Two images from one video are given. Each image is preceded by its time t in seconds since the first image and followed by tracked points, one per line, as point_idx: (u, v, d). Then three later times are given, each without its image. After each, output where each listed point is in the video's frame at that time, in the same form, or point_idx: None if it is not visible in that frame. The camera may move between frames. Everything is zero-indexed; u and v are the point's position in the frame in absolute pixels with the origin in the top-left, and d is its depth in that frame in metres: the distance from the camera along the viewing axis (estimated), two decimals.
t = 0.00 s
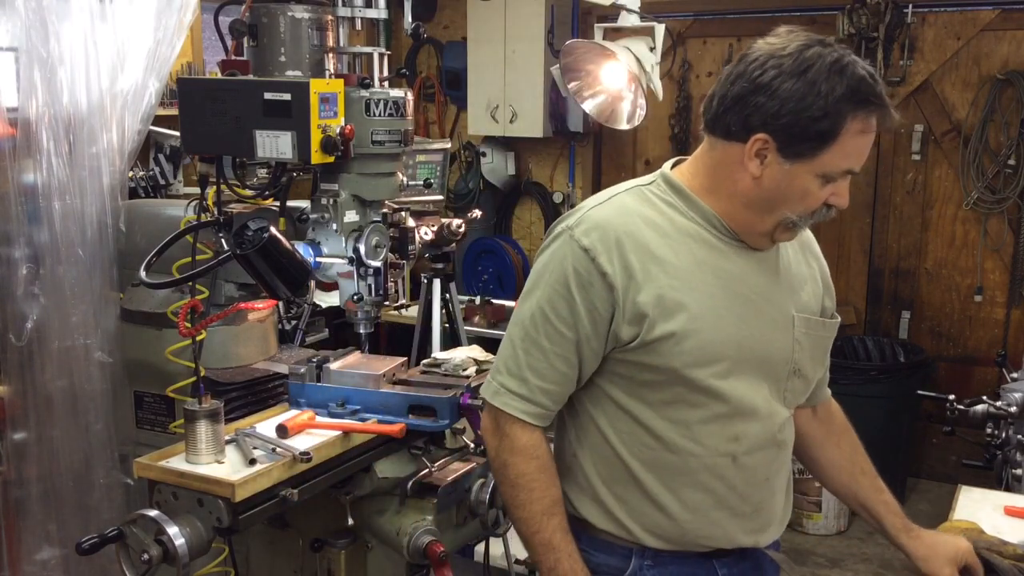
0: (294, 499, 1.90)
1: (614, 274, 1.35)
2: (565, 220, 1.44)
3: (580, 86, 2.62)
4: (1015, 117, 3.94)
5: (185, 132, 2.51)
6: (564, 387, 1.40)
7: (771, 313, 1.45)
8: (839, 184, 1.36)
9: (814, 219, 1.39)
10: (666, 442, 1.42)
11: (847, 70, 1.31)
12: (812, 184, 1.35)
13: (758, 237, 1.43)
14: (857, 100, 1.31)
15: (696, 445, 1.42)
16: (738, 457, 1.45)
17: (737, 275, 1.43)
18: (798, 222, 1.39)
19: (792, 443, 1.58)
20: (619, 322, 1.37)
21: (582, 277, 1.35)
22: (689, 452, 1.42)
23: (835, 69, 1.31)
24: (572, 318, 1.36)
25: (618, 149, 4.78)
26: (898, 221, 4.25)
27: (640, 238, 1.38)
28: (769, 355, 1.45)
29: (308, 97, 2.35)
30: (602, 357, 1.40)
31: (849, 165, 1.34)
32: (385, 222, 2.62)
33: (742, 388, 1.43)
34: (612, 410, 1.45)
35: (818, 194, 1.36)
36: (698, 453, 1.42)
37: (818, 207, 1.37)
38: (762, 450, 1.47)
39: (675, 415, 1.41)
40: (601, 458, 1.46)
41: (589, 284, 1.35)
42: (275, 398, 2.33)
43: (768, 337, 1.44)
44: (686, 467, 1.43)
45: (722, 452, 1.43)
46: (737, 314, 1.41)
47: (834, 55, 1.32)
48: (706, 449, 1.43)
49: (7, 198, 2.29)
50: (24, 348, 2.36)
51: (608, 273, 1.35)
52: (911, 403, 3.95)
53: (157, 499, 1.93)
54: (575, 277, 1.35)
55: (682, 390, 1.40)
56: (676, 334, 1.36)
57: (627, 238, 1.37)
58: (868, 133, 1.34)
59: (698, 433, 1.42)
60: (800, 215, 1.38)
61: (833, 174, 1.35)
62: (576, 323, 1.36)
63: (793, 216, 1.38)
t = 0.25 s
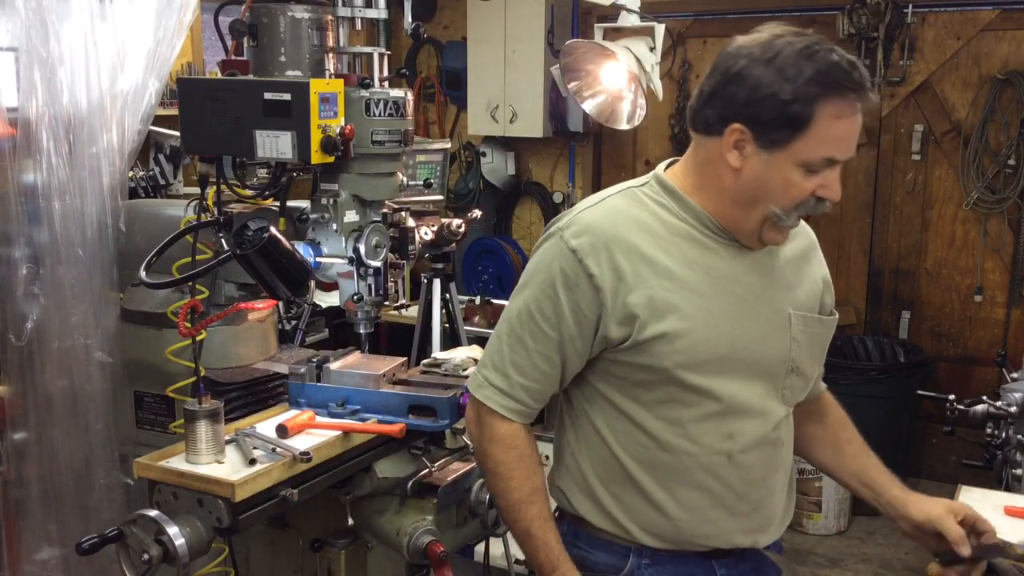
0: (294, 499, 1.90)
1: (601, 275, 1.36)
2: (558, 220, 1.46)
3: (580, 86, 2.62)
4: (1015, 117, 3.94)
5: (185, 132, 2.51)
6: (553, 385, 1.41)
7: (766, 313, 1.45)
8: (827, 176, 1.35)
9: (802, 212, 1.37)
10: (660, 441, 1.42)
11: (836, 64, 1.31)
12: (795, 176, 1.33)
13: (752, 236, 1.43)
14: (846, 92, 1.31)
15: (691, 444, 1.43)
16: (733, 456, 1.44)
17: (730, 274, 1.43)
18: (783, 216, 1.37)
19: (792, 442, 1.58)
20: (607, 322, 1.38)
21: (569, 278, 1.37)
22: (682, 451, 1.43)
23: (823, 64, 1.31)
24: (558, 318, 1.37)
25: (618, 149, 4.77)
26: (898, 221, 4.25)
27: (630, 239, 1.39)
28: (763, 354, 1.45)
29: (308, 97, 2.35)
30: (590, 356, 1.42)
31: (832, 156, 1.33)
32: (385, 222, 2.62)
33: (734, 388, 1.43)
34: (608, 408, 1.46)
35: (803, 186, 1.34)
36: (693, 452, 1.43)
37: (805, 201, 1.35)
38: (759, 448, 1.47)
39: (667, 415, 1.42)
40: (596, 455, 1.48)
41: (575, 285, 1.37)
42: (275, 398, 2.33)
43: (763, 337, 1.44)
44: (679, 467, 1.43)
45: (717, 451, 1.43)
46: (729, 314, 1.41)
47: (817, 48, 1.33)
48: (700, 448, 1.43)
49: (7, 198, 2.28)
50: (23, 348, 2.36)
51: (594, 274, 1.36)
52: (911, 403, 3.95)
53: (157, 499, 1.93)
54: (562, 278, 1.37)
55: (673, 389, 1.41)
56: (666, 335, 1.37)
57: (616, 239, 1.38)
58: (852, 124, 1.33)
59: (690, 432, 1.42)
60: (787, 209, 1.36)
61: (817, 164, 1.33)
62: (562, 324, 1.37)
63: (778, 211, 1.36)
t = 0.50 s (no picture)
0: (293, 499, 1.90)
1: (582, 267, 1.40)
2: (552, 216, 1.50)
3: (580, 86, 2.62)
4: (1015, 117, 3.94)
5: (185, 132, 2.51)
6: (547, 377, 1.45)
7: (748, 310, 1.44)
8: (786, 162, 1.33)
9: (766, 203, 1.35)
10: (638, 433, 1.44)
11: (798, 57, 1.32)
12: (756, 165, 1.33)
13: (736, 232, 1.42)
14: (810, 82, 1.32)
15: (667, 438, 1.44)
16: (710, 452, 1.44)
17: (712, 271, 1.43)
18: (744, 204, 1.36)
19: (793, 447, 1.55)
20: (589, 314, 1.41)
21: (554, 271, 1.41)
22: (658, 445, 1.44)
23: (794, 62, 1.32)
24: (544, 310, 1.41)
25: (618, 149, 4.77)
26: (898, 221, 4.25)
27: (613, 232, 1.42)
28: (745, 352, 1.44)
29: (308, 97, 2.35)
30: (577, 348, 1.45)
31: (790, 143, 1.32)
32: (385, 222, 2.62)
33: (712, 386, 1.42)
34: (593, 399, 1.48)
35: (760, 174, 1.33)
36: (668, 446, 1.43)
37: (767, 190, 1.34)
38: (740, 447, 1.46)
39: (646, 408, 1.44)
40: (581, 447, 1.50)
41: (559, 278, 1.41)
42: (275, 398, 2.33)
43: (745, 334, 1.43)
44: (655, 461, 1.45)
45: (693, 446, 1.44)
46: (708, 309, 1.42)
47: (786, 41, 1.34)
48: (676, 443, 1.44)
49: (7, 198, 2.28)
50: (24, 348, 2.36)
51: (576, 267, 1.40)
52: (911, 403, 3.95)
53: (157, 499, 1.93)
54: (547, 271, 1.41)
55: (650, 381, 1.42)
56: (640, 328, 1.39)
57: (597, 232, 1.41)
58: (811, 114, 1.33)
59: (669, 426, 1.44)
60: (748, 198, 1.35)
61: (774, 150, 1.32)
62: (547, 316, 1.41)
63: (738, 202, 1.36)
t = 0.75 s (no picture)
0: (293, 499, 1.90)
1: (550, 264, 1.37)
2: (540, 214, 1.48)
3: (579, 86, 2.61)
4: (1015, 117, 3.94)
5: (185, 133, 2.51)
6: (518, 373, 1.43)
7: (721, 304, 1.36)
8: (735, 140, 1.29)
9: (717, 182, 1.29)
10: (608, 432, 1.38)
11: (729, 36, 1.29)
12: (704, 145, 1.30)
13: (706, 223, 1.36)
14: (750, 55, 1.28)
15: (637, 436, 1.37)
16: (679, 451, 1.36)
17: (683, 263, 1.36)
18: (694, 186, 1.31)
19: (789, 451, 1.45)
20: (556, 311, 1.37)
21: (525, 268, 1.39)
22: (628, 444, 1.37)
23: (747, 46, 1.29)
24: (515, 306, 1.40)
25: (618, 149, 4.78)
26: (898, 221, 4.25)
27: (584, 227, 1.38)
28: (718, 348, 1.36)
29: (308, 97, 2.35)
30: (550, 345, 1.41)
31: (732, 119, 1.28)
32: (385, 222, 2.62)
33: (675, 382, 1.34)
34: (570, 398, 1.44)
35: (709, 155, 1.30)
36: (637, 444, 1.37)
37: (717, 170, 1.29)
38: (713, 447, 1.37)
39: (618, 407, 1.38)
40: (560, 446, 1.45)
41: (529, 275, 1.38)
42: (274, 398, 2.33)
43: (716, 331, 1.35)
44: (626, 461, 1.38)
45: (662, 446, 1.36)
46: (677, 305, 1.35)
47: (726, 23, 1.31)
48: (645, 441, 1.37)
49: (6, 198, 2.28)
50: (23, 348, 2.36)
51: (544, 263, 1.37)
52: (911, 403, 3.95)
53: (157, 499, 1.93)
54: (519, 268, 1.39)
55: (617, 377, 1.37)
56: (601, 324, 1.34)
57: (568, 228, 1.38)
58: (750, 90, 1.28)
59: (639, 424, 1.37)
60: (698, 178, 1.31)
61: (719, 129, 1.29)
62: (518, 312, 1.40)
63: (689, 184, 1.32)
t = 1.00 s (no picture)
0: (294, 499, 1.90)
1: (509, 266, 1.33)
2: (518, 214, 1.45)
3: (579, 86, 2.62)
4: (1014, 117, 3.94)
5: (185, 133, 2.51)
6: (479, 374, 1.41)
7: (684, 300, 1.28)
8: (681, 121, 1.24)
9: (667, 165, 1.23)
10: (572, 435, 1.32)
11: (664, 15, 1.26)
12: (650, 129, 1.25)
13: (666, 216, 1.28)
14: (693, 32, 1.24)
15: (603, 438, 1.30)
16: (646, 454, 1.28)
17: (646, 259, 1.29)
18: (644, 170, 1.25)
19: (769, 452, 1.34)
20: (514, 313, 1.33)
21: (489, 270, 1.36)
22: (592, 449, 1.31)
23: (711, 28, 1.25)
24: (478, 309, 1.38)
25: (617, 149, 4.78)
26: (897, 221, 4.25)
27: (545, 228, 1.33)
28: (682, 345, 1.27)
29: (308, 97, 2.35)
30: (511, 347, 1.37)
31: (672, 97, 1.23)
32: (385, 222, 2.61)
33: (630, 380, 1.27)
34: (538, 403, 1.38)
35: (655, 138, 1.24)
36: (602, 447, 1.30)
37: (666, 153, 1.24)
38: (677, 450, 1.28)
39: (583, 410, 1.32)
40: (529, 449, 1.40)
41: (491, 278, 1.36)
42: (275, 398, 2.33)
43: (678, 328, 1.27)
44: (591, 464, 1.31)
45: (627, 447, 1.29)
46: (635, 305, 1.28)
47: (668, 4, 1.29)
48: (609, 444, 1.30)
49: (6, 198, 2.28)
50: (23, 348, 2.36)
51: (504, 266, 1.34)
52: (911, 402, 3.95)
53: (157, 499, 1.93)
54: (483, 270, 1.37)
55: (577, 380, 1.30)
56: (558, 326, 1.29)
57: (529, 229, 1.34)
58: (690, 64, 1.23)
59: (605, 426, 1.30)
60: (649, 164, 1.25)
61: (664, 110, 1.24)
62: (480, 314, 1.38)
63: (639, 169, 1.25)
